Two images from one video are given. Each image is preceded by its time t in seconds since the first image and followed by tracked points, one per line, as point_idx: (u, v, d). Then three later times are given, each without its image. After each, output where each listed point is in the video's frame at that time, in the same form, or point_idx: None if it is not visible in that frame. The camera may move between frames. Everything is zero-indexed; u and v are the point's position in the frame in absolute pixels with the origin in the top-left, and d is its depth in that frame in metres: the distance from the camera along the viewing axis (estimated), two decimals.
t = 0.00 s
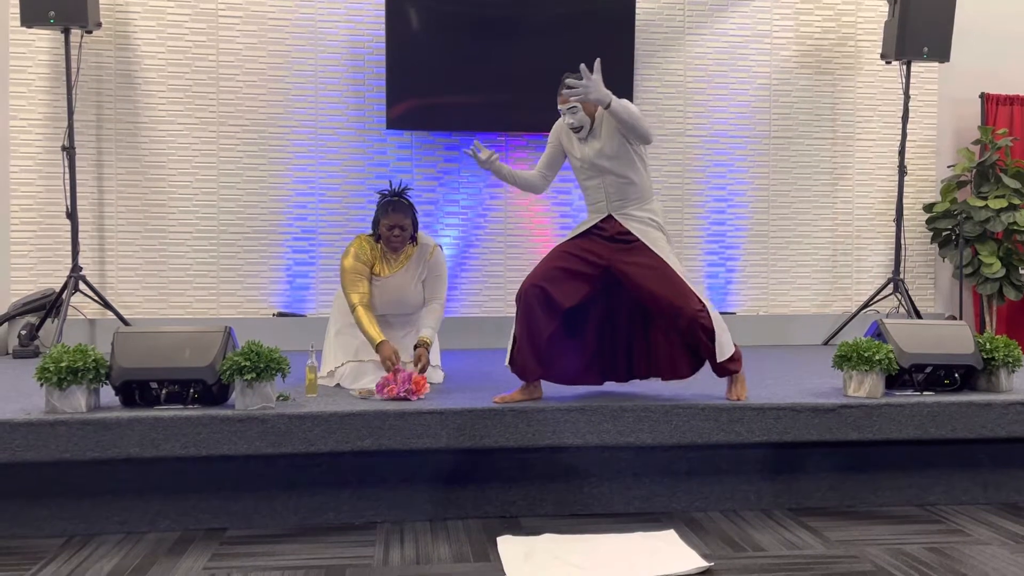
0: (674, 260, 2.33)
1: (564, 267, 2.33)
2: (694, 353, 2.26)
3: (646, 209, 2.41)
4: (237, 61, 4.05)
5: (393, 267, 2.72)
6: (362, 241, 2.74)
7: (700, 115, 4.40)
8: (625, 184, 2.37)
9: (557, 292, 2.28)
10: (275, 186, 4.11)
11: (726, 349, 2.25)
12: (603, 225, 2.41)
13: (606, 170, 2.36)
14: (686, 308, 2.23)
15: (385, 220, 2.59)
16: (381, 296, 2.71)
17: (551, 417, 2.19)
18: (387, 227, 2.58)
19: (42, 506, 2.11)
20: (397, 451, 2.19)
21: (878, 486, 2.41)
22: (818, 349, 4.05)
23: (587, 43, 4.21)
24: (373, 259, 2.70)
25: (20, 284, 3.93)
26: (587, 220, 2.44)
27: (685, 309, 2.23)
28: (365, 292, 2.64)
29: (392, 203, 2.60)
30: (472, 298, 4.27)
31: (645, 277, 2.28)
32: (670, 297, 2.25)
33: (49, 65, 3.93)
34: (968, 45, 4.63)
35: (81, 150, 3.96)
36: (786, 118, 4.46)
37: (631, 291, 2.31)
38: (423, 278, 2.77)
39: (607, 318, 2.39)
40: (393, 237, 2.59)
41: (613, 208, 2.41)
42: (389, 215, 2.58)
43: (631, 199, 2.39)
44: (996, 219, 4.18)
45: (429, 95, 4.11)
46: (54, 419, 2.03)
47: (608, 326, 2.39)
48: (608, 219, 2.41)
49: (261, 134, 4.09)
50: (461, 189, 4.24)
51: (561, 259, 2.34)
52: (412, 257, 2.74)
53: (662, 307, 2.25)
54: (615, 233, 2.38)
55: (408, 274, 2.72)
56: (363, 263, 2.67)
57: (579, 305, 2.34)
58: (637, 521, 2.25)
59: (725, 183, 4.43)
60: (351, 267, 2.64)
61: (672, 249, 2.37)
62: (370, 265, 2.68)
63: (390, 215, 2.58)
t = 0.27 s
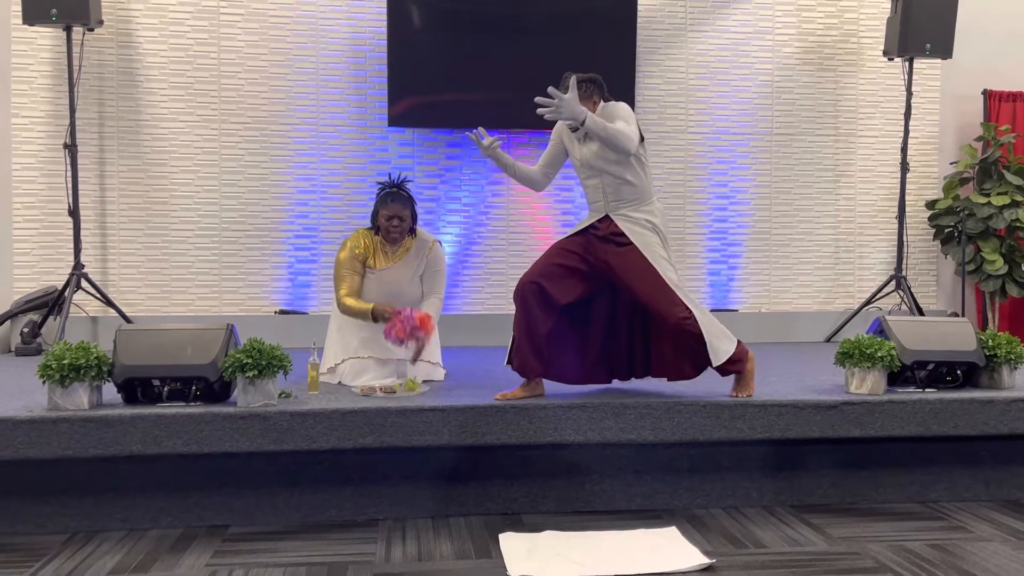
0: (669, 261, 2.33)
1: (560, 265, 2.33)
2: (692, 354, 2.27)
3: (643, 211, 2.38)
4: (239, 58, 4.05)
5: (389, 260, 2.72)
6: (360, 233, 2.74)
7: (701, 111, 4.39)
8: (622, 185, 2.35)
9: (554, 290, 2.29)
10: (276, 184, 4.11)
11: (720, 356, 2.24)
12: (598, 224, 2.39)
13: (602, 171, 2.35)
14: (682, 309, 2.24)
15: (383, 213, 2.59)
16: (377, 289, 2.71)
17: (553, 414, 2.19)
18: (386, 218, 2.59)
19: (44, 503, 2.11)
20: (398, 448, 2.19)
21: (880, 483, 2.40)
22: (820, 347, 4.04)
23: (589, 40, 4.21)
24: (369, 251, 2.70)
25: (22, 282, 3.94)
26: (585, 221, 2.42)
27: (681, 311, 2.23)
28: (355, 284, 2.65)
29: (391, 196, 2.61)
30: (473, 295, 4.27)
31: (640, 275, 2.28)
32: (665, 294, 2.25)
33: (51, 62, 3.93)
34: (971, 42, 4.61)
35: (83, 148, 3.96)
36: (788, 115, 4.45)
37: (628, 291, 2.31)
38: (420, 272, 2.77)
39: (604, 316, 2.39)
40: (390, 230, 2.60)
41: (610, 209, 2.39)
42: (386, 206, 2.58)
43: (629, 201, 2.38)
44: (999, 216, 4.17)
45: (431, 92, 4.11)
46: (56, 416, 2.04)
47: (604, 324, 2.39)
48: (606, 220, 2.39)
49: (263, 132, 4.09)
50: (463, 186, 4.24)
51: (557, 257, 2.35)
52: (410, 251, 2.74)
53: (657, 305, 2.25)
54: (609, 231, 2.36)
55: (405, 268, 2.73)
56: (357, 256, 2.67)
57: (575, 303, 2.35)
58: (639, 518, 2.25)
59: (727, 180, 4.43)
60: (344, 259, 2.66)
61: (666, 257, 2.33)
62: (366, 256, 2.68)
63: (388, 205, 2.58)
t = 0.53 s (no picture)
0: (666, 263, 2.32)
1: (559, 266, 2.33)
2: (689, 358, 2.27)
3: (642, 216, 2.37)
4: (241, 57, 4.06)
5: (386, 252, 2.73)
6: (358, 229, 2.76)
7: (703, 110, 4.38)
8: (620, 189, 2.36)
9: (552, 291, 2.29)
10: (278, 182, 4.11)
11: (715, 359, 2.22)
12: (597, 226, 2.38)
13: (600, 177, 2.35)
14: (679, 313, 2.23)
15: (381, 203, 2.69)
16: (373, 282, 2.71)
17: (555, 413, 2.19)
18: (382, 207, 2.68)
19: (48, 502, 2.12)
20: (401, 446, 2.19)
21: (882, 481, 2.40)
22: (823, 345, 4.04)
23: (591, 39, 4.20)
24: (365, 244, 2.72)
25: (25, 280, 3.94)
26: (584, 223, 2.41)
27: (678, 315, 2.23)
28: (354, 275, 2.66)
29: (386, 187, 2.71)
30: (475, 294, 4.27)
31: (639, 279, 2.27)
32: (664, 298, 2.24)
33: (53, 62, 3.93)
34: (973, 40, 4.61)
35: (86, 146, 3.96)
36: (790, 113, 4.45)
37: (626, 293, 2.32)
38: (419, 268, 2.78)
39: (603, 317, 2.40)
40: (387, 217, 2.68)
41: (610, 212, 2.38)
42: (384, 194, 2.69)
43: (628, 204, 2.38)
44: (1001, 214, 4.17)
45: (432, 91, 4.11)
46: (59, 415, 2.04)
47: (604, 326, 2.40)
48: (605, 222, 2.38)
49: (265, 131, 4.10)
50: (464, 185, 4.24)
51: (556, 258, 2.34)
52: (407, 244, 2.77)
53: (656, 309, 2.24)
54: (608, 234, 2.35)
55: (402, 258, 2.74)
56: (355, 248, 2.70)
57: (573, 304, 2.35)
58: (641, 516, 2.25)
59: (728, 178, 4.42)
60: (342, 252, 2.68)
61: (664, 263, 2.32)
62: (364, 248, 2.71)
63: (386, 193, 2.69)
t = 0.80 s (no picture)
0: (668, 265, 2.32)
1: (559, 266, 2.33)
2: (690, 359, 2.28)
3: (641, 217, 2.37)
4: (243, 56, 4.06)
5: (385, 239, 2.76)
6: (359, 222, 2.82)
7: (705, 108, 4.38)
8: (620, 190, 2.37)
9: (553, 291, 2.29)
10: (280, 181, 4.12)
11: (718, 359, 2.21)
12: (597, 227, 2.38)
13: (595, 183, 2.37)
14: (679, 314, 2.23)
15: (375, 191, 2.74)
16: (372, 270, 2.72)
17: (557, 412, 2.19)
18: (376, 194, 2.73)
19: (51, 501, 2.12)
20: (403, 445, 2.19)
21: (885, 480, 2.40)
22: (825, 343, 4.04)
23: (593, 37, 4.20)
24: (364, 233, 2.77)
25: (28, 279, 3.95)
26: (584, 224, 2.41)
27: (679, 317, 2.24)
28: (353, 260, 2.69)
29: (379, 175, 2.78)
30: (477, 293, 4.27)
31: (640, 279, 2.28)
32: (664, 300, 2.25)
33: (56, 61, 3.94)
34: (976, 38, 4.60)
35: (88, 146, 3.97)
36: (792, 111, 4.44)
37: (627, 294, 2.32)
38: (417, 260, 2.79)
39: (603, 317, 2.40)
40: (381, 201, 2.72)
41: (610, 213, 2.39)
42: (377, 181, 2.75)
43: (628, 206, 2.38)
44: (1004, 212, 4.16)
45: (434, 90, 4.11)
46: (63, 414, 2.04)
47: (604, 326, 2.40)
48: (605, 224, 2.38)
49: (267, 130, 4.10)
50: (467, 184, 4.24)
51: (556, 258, 2.34)
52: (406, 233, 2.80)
53: (656, 310, 2.25)
54: (608, 234, 2.35)
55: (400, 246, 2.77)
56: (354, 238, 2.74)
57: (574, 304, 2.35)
58: (643, 515, 2.25)
59: (731, 177, 4.42)
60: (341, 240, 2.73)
61: (664, 262, 2.32)
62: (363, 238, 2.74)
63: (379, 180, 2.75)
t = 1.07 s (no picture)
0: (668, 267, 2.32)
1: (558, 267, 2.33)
2: (690, 362, 2.28)
3: (639, 223, 2.37)
4: (245, 56, 4.06)
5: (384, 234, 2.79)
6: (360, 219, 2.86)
7: (706, 108, 4.38)
8: (620, 196, 2.37)
9: (552, 292, 2.29)
10: (282, 181, 4.12)
11: (716, 360, 2.22)
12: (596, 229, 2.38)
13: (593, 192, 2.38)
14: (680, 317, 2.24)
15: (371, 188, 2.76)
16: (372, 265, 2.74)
17: (558, 411, 2.19)
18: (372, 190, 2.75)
19: (54, 500, 2.13)
20: (405, 445, 2.19)
21: (886, 479, 2.40)
22: (827, 342, 4.04)
23: (594, 37, 4.20)
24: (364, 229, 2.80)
25: (30, 279, 3.96)
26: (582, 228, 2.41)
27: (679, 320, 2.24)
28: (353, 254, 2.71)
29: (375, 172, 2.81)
30: (478, 293, 4.27)
31: (640, 281, 2.28)
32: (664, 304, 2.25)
33: (57, 61, 3.94)
34: (978, 36, 4.59)
35: (90, 145, 3.97)
36: (794, 110, 4.44)
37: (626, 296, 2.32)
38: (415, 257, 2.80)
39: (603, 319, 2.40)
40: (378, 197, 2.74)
41: (609, 218, 2.38)
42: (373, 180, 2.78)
43: (627, 211, 2.38)
44: (1006, 211, 4.16)
45: (435, 90, 4.11)
46: (65, 414, 2.05)
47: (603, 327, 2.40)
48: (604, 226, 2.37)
49: (268, 129, 4.10)
50: (468, 183, 4.24)
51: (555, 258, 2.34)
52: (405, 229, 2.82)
53: (655, 313, 2.26)
54: (608, 236, 2.35)
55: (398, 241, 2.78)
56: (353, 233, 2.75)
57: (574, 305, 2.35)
58: (645, 515, 2.25)
59: (732, 176, 4.42)
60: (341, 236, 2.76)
61: (662, 266, 2.32)
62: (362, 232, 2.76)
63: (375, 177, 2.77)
